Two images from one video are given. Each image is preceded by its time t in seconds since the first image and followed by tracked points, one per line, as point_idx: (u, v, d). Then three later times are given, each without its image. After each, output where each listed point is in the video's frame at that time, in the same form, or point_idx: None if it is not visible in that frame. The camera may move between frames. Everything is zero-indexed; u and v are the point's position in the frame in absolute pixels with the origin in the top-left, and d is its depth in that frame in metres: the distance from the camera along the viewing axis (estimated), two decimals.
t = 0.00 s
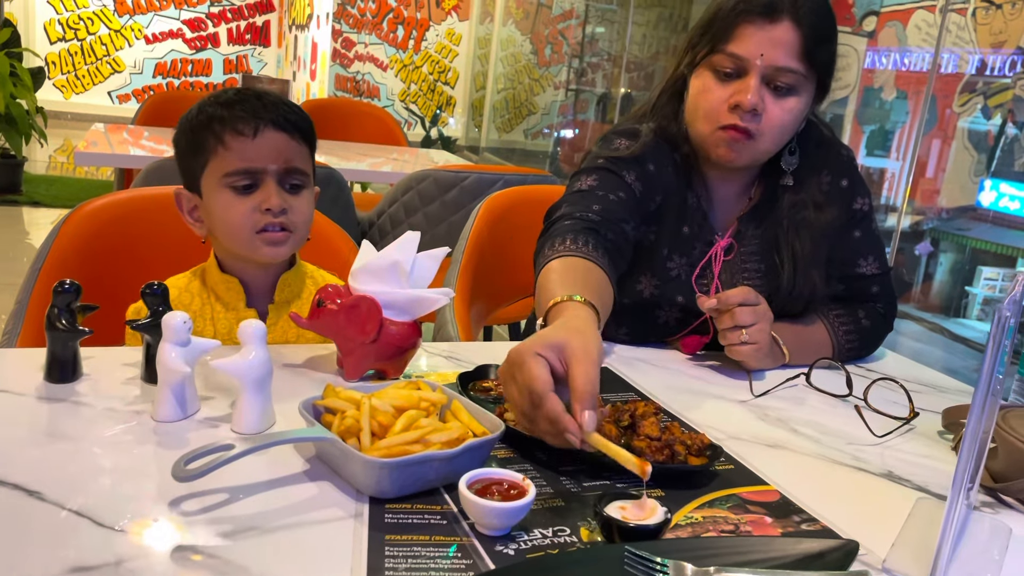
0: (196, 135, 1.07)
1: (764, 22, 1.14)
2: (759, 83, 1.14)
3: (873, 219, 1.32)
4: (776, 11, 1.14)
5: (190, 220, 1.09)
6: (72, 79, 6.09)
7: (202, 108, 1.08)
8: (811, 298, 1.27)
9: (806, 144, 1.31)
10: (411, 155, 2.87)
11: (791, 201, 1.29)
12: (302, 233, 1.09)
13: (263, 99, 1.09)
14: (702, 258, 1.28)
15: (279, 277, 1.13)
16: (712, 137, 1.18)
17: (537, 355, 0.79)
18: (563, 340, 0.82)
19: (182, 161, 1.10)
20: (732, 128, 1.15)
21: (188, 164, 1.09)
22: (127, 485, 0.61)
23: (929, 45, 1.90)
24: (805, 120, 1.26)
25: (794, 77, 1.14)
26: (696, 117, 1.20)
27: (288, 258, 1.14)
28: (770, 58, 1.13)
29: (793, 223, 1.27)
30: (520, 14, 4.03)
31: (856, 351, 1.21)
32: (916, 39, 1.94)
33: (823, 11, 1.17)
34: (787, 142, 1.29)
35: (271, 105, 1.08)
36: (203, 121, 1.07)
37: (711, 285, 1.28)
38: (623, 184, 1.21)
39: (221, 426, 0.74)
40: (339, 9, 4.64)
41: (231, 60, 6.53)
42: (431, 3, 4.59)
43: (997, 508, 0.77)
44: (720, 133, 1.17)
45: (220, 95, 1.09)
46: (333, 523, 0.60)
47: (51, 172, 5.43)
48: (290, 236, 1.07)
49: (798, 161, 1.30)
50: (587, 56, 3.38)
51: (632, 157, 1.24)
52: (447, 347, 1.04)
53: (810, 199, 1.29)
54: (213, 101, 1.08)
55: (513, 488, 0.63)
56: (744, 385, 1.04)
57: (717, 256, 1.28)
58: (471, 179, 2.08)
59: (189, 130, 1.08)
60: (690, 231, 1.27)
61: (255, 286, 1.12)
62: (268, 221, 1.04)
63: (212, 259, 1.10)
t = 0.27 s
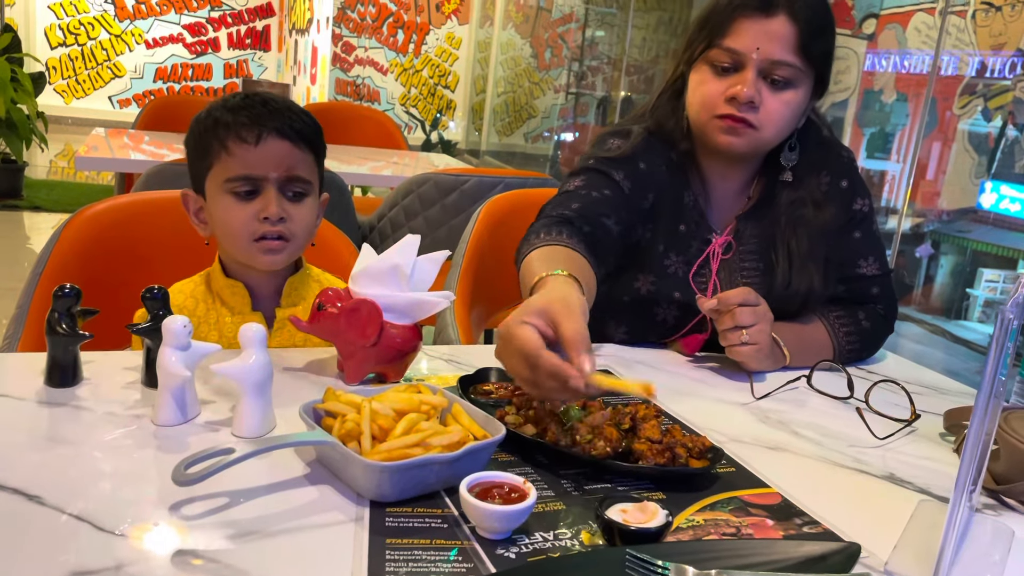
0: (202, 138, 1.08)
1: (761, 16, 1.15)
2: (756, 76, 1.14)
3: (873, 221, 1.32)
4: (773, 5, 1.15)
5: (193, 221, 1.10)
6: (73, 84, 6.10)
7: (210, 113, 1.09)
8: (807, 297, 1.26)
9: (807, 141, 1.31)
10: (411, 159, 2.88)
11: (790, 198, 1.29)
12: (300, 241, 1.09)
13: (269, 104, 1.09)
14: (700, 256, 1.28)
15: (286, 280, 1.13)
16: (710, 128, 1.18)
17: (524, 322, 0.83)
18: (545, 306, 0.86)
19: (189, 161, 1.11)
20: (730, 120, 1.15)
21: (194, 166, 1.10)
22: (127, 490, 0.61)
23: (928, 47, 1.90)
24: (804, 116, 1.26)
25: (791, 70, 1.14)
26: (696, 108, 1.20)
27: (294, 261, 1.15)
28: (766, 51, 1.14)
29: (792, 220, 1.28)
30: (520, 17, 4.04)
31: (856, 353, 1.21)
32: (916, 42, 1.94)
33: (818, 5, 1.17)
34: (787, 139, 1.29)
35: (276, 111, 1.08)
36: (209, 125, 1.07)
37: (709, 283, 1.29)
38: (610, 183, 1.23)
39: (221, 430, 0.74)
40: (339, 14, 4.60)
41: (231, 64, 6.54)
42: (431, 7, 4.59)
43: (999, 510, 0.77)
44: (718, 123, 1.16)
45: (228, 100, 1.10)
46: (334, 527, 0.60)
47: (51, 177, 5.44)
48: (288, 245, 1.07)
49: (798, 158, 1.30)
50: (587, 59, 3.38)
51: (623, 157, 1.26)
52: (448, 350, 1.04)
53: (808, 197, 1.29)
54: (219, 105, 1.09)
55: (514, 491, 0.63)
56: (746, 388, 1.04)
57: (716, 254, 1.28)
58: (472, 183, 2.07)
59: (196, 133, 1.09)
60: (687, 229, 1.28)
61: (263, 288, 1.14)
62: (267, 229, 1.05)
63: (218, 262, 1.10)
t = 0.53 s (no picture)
0: (213, 146, 1.07)
1: (751, 10, 1.16)
2: (747, 67, 1.14)
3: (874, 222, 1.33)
4: None
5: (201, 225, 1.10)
6: (74, 89, 6.11)
7: (220, 119, 1.08)
8: (807, 297, 1.26)
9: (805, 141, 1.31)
10: (411, 163, 2.88)
11: (790, 197, 1.29)
12: (309, 248, 1.09)
13: (281, 113, 1.08)
14: (696, 255, 1.29)
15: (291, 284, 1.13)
16: (703, 124, 1.18)
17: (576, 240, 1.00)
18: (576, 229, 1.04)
19: (198, 167, 1.10)
20: (721, 114, 1.16)
21: (204, 172, 1.09)
22: (128, 494, 0.61)
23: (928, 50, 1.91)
24: (801, 114, 1.26)
25: (782, 61, 1.15)
26: (691, 103, 1.19)
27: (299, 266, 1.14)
28: (758, 42, 1.14)
29: (791, 220, 1.28)
30: (520, 21, 4.05)
31: (857, 355, 1.21)
32: (916, 44, 1.95)
33: None
34: (784, 137, 1.29)
35: (289, 121, 1.08)
36: (219, 132, 1.07)
37: (706, 277, 1.29)
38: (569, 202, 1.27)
39: (222, 434, 0.73)
40: (339, 18, 4.83)
41: (232, 68, 6.55)
42: (431, 11, 4.56)
43: (1001, 513, 0.77)
44: (710, 119, 1.17)
45: (239, 106, 1.09)
46: (335, 532, 0.60)
47: (51, 181, 5.44)
48: (297, 250, 1.07)
49: (796, 157, 1.29)
50: (587, 63, 3.39)
51: (587, 174, 1.29)
52: (449, 354, 1.04)
53: (808, 196, 1.29)
54: (231, 112, 1.08)
55: (515, 495, 0.63)
56: (746, 391, 1.03)
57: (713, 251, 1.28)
58: (472, 186, 2.08)
59: (206, 138, 1.09)
60: (681, 230, 1.28)
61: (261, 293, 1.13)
62: (276, 239, 1.05)
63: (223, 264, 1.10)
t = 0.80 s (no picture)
0: (241, 136, 1.06)
1: (723, 16, 1.17)
2: (720, 71, 1.15)
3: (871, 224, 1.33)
4: (734, 5, 1.16)
5: (215, 217, 1.09)
6: (74, 93, 6.12)
7: (249, 112, 1.08)
8: (801, 301, 1.25)
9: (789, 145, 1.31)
10: (412, 166, 2.88)
11: (776, 199, 1.29)
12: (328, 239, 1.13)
13: (308, 111, 1.11)
14: (685, 253, 1.29)
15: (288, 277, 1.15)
16: (678, 128, 1.19)
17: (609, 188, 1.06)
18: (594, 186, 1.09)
19: (214, 157, 1.08)
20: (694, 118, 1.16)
21: (223, 162, 1.08)
22: (129, 499, 0.61)
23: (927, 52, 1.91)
24: (781, 117, 1.26)
25: (754, 66, 1.15)
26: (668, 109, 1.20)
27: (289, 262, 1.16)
28: (728, 47, 1.15)
29: (778, 223, 1.28)
30: (519, 24, 4.06)
31: (856, 356, 1.21)
32: (915, 46, 1.95)
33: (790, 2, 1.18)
34: (765, 140, 1.30)
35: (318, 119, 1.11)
36: (250, 124, 1.06)
37: (695, 276, 1.28)
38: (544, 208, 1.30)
39: (223, 438, 0.74)
40: (338, 21, 4.74)
41: (232, 72, 6.56)
42: (431, 14, 4.59)
43: (1001, 516, 0.77)
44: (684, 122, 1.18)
45: (265, 101, 1.10)
46: (337, 536, 0.60)
47: (52, 185, 5.45)
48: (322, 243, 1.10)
49: (777, 159, 1.29)
50: (587, 65, 3.39)
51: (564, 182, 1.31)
52: (451, 358, 1.04)
53: (797, 199, 1.30)
54: (258, 106, 1.09)
55: (516, 499, 0.63)
56: (746, 393, 1.03)
57: (701, 251, 1.28)
58: (472, 189, 2.09)
59: (229, 129, 1.07)
60: (667, 231, 1.28)
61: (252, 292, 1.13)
62: (311, 232, 1.08)
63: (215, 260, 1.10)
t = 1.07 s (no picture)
0: (249, 142, 1.07)
1: (713, 21, 1.17)
2: (709, 77, 1.15)
3: (869, 226, 1.32)
4: (724, 9, 1.16)
5: (223, 226, 1.08)
6: (74, 96, 6.12)
7: (255, 118, 1.09)
8: (799, 304, 1.24)
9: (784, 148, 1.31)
10: (411, 168, 2.89)
11: (773, 201, 1.29)
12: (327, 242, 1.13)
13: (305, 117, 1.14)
14: (683, 253, 1.29)
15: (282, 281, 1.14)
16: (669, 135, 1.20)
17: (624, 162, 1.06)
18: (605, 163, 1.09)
19: (221, 164, 1.08)
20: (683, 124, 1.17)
21: (230, 169, 1.07)
22: (128, 502, 0.61)
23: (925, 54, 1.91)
24: (773, 121, 1.27)
25: (743, 72, 1.15)
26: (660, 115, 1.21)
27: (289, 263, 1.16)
28: (717, 53, 1.15)
29: (775, 226, 1.28)
30: (519, 27, 4.06)
31: (856, 358, 1.21)
32: (913, 48, 1.95)
33: (781, 7, 1.19)
34: (758, 144, 1.31)
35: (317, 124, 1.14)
36: (257, 130, 1.08)
37: (694, 277, 1.29)
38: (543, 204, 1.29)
39: (221, 442, 0.74)
40: (338, 25, 4.70)
41: (231, 75, 6.57)
42: (430, 17, 4.59)
43: (1001, 518, 0.77)
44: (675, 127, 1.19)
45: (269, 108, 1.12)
46: (335, 540, 0.60)
47: (52, 188, 5.45)
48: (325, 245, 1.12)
49: (770, 162, 1.30)
50: (587, 68, 3.39)
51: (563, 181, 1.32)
52: (450, 360, 1.04)
53: (795, 201, 1.30)
54: (261, 112, 1.10)
55: (514, 502, 0.63)
56: (745, 396, 1.03)
57: (700, 253, 1.29)
58: (471, 192, 2.10)
59: (235, 136, 1.08)
60: (665, 233, 1.29)
61: (250, 293, 1.13)
62: (320, 233, 1.09)
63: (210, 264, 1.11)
